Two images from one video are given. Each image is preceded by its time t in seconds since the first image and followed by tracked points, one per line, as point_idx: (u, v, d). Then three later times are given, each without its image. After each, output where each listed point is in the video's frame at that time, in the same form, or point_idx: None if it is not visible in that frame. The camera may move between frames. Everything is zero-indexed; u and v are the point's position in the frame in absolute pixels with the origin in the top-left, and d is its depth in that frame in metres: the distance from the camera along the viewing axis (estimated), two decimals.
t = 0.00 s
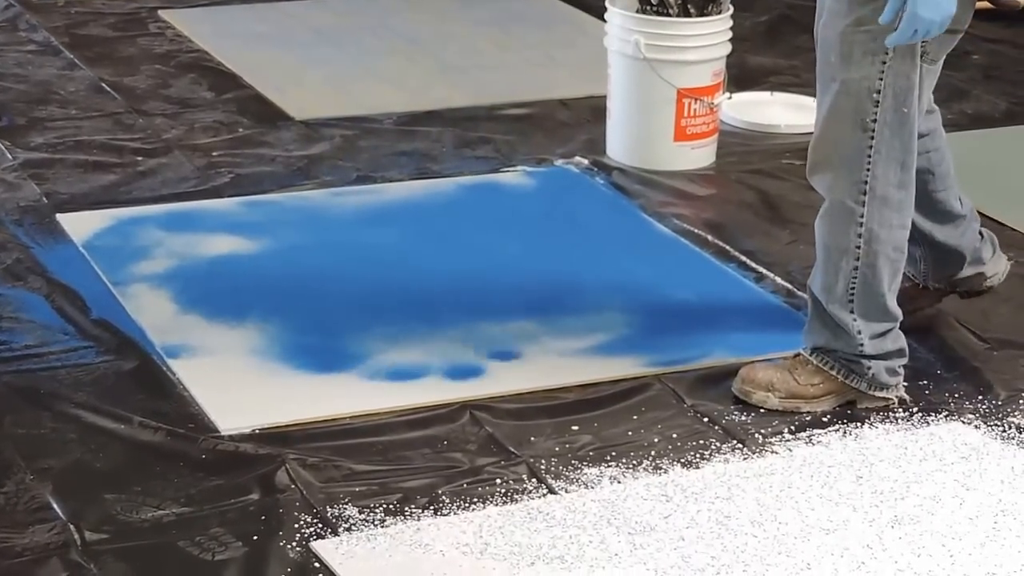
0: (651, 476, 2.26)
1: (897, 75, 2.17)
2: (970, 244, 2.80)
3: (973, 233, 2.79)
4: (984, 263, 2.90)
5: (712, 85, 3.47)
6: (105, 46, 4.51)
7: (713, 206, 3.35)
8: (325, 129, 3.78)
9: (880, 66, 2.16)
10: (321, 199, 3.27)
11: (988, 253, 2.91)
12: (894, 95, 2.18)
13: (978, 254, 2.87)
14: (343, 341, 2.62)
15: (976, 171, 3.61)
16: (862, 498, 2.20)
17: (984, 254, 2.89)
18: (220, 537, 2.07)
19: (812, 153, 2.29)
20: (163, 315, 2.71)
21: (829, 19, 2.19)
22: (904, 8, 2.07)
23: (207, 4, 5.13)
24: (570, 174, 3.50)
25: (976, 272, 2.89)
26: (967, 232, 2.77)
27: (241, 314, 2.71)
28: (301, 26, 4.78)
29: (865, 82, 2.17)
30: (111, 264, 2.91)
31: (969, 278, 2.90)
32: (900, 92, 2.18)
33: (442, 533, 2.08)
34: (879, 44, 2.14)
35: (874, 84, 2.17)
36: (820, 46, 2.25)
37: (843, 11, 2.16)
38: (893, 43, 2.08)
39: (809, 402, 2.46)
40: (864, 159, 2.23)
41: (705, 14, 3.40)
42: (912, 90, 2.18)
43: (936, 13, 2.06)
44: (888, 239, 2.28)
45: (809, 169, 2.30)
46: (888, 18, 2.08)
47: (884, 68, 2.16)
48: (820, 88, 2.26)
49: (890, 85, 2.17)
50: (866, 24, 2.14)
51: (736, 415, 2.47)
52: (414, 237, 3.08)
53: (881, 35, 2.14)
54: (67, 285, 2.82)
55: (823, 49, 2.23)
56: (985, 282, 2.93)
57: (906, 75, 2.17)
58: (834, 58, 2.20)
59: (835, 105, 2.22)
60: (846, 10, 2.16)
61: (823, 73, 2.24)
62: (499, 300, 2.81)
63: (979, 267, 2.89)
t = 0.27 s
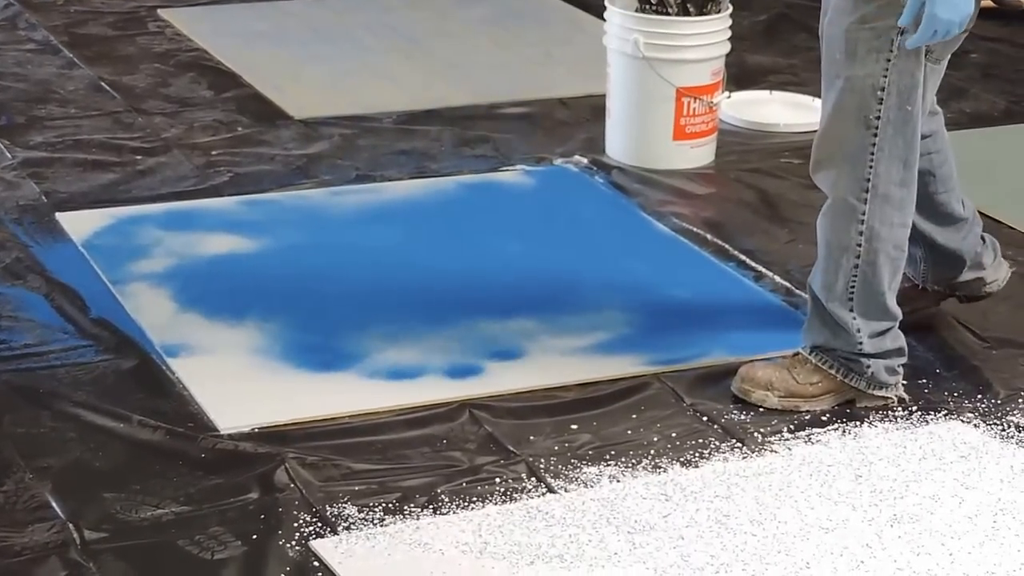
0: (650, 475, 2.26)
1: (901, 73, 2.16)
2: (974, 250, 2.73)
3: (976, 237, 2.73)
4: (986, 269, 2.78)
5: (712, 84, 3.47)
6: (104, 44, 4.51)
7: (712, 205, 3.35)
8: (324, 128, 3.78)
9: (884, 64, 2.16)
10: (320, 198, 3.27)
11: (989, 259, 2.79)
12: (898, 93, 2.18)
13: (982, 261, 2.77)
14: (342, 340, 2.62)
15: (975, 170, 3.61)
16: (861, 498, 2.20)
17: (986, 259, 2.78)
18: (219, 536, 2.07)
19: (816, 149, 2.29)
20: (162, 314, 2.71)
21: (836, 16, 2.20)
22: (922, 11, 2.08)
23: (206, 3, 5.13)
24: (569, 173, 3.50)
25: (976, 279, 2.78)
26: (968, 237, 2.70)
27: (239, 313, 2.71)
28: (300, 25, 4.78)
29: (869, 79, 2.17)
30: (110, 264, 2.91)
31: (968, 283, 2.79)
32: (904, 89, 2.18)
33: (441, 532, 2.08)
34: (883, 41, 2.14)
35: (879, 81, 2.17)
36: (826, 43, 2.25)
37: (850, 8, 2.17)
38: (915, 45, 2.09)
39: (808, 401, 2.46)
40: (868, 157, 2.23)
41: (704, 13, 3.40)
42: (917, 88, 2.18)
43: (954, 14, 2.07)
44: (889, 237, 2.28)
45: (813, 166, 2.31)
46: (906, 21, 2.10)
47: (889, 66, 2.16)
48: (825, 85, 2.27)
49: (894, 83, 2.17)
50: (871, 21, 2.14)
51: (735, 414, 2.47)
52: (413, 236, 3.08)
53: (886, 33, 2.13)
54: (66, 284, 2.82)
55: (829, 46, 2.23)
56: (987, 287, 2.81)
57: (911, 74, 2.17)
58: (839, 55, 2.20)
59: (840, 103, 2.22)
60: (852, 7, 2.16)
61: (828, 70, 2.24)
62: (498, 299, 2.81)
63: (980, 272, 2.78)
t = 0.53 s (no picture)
0: (650, 474, 2.26)
1: (901, 69, 2.16)
2: (980, 253, 2.68)
3: (983, 240, 2.67)
4: (992, 273, 2.73)
5: (711, 84, 3.47)
6: (104, 43, 4.50)
7: (711, 204, 3.35)
8: (324, 127, 3.77)
9: (884, 60, 2.16)
10: (320, 197, 3.27)
11: (996, 263, 2.73)
12: (898, 89, 2.18)
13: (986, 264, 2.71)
14: (342, 340, 2.62)
15: (975, 169, 3.61)
16: (860, 497, 2.19)
17: (992, 262, 2.72)
18: (218, 536, 2.07)
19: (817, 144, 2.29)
20: (161, 314, 2.70)
21: (839, 9, 2.20)
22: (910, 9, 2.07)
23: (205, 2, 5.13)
24: (569, 172, 3.49)
25: (982, 281, 2.72)
26: (975, 239, 2.65)
27: (239, 312, 2.71)
28: (300, 24, 4.78)
29: (869, 74, 2.17)
30: (109, 263, 2.90)
31: (974, 285, 2.73)
32: (905, 85, 2.17)
33: (441, 531, 2.07)
34: (884, 37, 2.14)
35: (879, 77, 2.17)
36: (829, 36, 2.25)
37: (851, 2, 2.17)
38: (902, 42, 2.09)
39: (808, 400, 2.46)
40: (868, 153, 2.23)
41: (703, 13, 3.40)
42: (917, 85, 2.17)
43: (941, 13, 2.07)
44: (889, 234, 2.28)
45: (815, 161, 2.31)
46: (894, 19, 2.09)
47: (889, 62, 2.15)
48: (828, 79, 2.27)
49: (894, 78, 2.17)
50: (873, 16, 2.14)
51: (735, 414, 2.46)
52: (413, 235, 3.08)
53: (886, 28, 2.13)
54: (66, 284, 2.82)
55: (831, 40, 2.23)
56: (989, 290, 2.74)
57: (911, 70, 2.17)
58: (841, 48, 2.21)
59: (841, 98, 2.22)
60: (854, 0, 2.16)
61: (831, 63, 2.24)
62: (498, 299, 2.81)
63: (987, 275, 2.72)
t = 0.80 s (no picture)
0: (648, 473, 2.26)
1: (894, 58, 2.17)
2: (979, 251, 2.70)
3: (984, 239, 2.70)
4: (988, 274, 2.75)
5: (710, 83, 3.47)
6: (102, 43, 4.50)
7: (710, 204, 3.35)
8: (323, 126, 3.78)
9: (875, 47, 2.17)
10: (319, 196, 3.27)
11: (993, 263, 2.75)
12: (888, 78, 2.19)
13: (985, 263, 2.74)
14: (341, 339, 2.62)
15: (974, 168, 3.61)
16: (860, 496, 2.19)
17: (991, 263, 2.75)
18: (218, 535, 2.07)
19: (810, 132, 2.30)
20: (161, 313, 2.70)
21: None
22: None
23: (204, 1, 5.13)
24: (568, 171, 3.50)
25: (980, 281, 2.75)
26: (976, 236, 2.68)
27: (238, 311, 2.71)
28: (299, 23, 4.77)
29: (861, 61, 2.19)
30: (108, 262, 2.90)
31: (970, 284, 2.76)
32: (896, 74, 2.18)
33: (440, 531, 2.07)
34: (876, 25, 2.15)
35: (870, 63, 2.18)
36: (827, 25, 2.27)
37: None
38: (880, 30, 2.09)
39: (806, 400, 2.46)
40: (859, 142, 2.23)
41: (702, 12, 3.40)
42: (909, 76, 2.18)
43: (920, 3, 2.06)
44: (882, 225, 2.28)
45: (806, 149, 2.31)
46: (875, 9, 2.11)
47: (880, 50, 2.17)
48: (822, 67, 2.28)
49: (886, 66, 2.18)
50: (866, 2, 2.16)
51: (735, 413, 2.47)
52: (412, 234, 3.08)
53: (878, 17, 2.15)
54: (64, 283, 2.82)
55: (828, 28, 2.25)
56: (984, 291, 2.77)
57: (904, 59, 2.17)
58: (836, 35, 2.22)
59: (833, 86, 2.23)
60: None
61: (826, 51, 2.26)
62: (496, 297, 2.81)
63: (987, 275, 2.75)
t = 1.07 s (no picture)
0: (647, 472, 2.26)
1: (910, 48, 2.17)
2: (973, 268, 2.72)
3: (980, 256, 2.71)
4: (982, 294, 2.78)
5: (710, 82, 3.47)
6: (102, 42, 4.50)
7: (709, 203, 3.35)
8: (322, 126, 3.78)
9: (892, 36, 2.17)
10: (318, 195, 3.27)
11: (988, 285, 2.77)
12: (903, 66, 2.19)
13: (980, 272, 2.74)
14: (340, 338, 2.62)
15: (973, 167, 3.61)
16: (858, 496, 2.20)
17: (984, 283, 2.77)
18: (217, 534, 2.07)
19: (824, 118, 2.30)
20: (160, 312, 2.70)
21: None
22: None
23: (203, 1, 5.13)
24: (567, 171, 3.50)
25: (971, 300, 2.77)
26: (971, 254, 2.69)
27: (237, 310, 2.71)
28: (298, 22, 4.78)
29: (876, 48, 2.19)
30: (107, 262, 2.90)
31: (962, 302, 2.78)
32: (912, 64, 2.18)
33: (439, 530, 2.08)
34: (894, 13, 2.15)
35: (886, 52, 2.18)
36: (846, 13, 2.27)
37: None
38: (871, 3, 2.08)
39: (804, 394, 2.46)
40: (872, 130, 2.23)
41: (702, 11, 3.40)
42: (926, 66, 2.18)
43: None
44: (892, 217, 2.28)
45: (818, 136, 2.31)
46: None
47: (897, 38, 2.17)
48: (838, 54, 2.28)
49: (901, 55, 2.18)
50: None
51: (734, 412, 2.47)
52: (412, 233, 3.08)
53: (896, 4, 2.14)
54: (63, 282, 2.82)
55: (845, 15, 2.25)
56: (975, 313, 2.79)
57: (920, 49, 2.17)
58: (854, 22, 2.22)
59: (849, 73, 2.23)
60: None
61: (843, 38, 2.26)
62: (496, 296, 2.81)
63: (979, 296, 2.77)
